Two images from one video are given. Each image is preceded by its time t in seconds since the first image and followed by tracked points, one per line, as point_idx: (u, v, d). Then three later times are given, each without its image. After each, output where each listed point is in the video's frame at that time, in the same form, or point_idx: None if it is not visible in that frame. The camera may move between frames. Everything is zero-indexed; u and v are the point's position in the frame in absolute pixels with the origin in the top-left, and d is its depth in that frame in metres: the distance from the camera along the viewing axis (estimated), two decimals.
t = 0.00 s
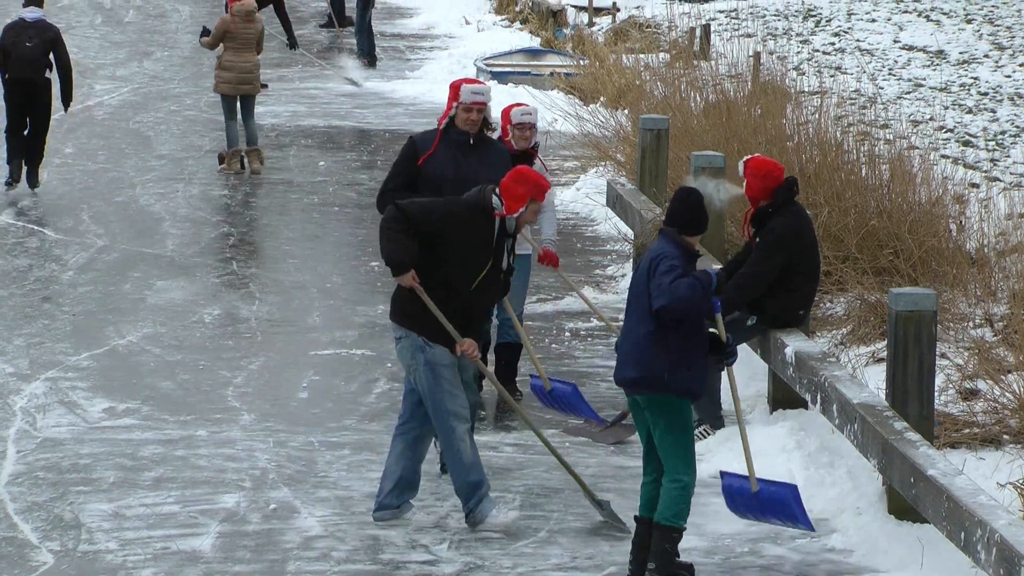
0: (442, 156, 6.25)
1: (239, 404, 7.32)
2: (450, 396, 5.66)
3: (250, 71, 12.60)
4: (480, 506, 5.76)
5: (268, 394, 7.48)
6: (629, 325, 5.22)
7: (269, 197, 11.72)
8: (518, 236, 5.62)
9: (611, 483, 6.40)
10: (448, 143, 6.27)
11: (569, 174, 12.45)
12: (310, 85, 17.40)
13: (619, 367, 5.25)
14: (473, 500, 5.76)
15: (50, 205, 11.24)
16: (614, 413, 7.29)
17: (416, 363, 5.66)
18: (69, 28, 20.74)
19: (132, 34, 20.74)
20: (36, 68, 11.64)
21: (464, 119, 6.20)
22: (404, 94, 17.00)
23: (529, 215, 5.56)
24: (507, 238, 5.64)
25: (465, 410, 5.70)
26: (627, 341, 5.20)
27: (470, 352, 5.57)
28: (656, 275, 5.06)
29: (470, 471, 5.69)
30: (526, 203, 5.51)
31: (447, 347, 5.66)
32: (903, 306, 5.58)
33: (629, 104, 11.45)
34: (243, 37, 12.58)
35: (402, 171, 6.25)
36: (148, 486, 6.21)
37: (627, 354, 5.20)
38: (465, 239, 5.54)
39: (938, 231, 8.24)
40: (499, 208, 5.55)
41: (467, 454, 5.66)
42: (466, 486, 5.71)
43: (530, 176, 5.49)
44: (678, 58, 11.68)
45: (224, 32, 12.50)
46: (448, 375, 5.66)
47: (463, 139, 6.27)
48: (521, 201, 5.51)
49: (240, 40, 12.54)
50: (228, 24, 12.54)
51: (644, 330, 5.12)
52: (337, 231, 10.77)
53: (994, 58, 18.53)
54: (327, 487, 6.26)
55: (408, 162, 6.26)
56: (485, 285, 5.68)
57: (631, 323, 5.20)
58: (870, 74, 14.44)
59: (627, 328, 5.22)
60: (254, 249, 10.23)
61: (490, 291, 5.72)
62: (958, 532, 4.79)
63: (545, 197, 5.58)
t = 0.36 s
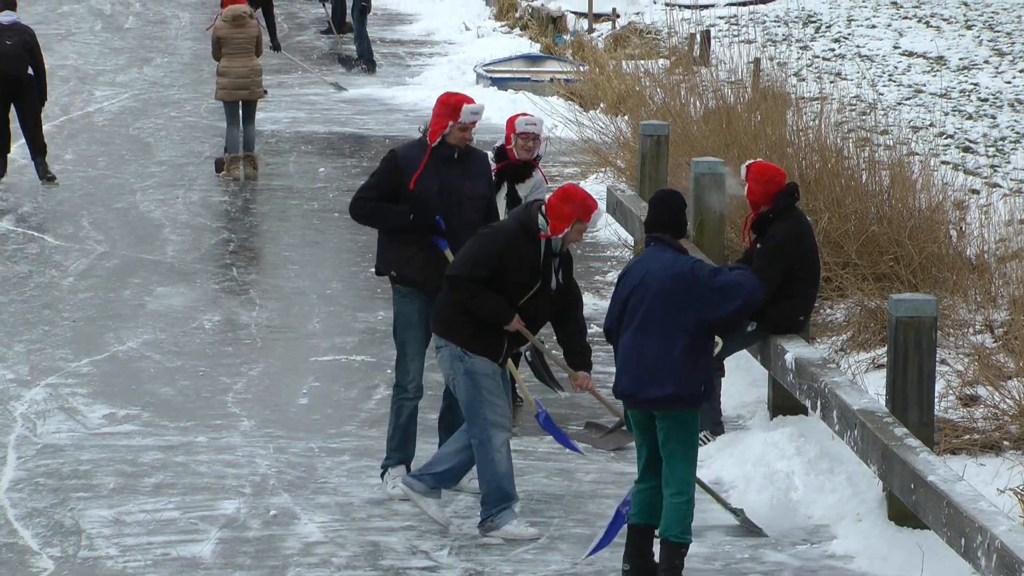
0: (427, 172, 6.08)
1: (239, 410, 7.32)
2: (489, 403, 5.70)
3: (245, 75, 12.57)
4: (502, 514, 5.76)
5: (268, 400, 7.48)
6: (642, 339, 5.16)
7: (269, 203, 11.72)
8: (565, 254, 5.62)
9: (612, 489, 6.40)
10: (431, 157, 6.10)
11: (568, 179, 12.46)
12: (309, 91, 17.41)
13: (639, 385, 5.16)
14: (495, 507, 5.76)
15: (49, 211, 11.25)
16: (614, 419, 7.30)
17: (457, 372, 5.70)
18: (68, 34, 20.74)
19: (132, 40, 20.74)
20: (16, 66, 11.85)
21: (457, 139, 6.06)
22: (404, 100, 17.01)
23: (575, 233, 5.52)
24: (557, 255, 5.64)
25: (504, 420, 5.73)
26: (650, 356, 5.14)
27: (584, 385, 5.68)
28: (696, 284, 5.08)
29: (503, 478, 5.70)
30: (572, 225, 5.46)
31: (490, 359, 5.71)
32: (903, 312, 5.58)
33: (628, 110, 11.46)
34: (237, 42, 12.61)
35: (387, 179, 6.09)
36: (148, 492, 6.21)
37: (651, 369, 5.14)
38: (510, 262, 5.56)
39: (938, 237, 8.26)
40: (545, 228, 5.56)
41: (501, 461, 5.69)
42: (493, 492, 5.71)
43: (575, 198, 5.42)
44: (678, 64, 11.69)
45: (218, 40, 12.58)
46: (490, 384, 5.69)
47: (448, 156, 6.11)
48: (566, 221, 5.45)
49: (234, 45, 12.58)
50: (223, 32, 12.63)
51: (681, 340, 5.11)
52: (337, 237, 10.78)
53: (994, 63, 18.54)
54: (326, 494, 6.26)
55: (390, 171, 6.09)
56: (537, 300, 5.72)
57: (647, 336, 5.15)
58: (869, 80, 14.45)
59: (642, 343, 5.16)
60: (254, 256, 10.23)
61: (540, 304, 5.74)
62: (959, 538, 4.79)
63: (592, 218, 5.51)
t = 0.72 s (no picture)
0: (426, 187, 6.07)
1: (241, 414, 7.32)
2: (517, 406, 5.72)
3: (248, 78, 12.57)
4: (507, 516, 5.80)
5: (270, 405, 7.48)
6: (650, 348, 5.11)
7: (270, 207, 11.73)
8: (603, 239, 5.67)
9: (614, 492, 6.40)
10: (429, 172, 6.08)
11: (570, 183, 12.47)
12: (311, 96, 17.43)
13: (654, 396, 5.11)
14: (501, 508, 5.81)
15: (51, 216, 11.26)
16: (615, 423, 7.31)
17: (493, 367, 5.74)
18: (70, 39, 20.76)
19: (133, 44, 20.76)
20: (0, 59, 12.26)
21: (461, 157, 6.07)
22: (405, 104, 17.02)
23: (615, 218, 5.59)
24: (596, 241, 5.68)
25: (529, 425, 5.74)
26: (661, 365, 5.11)
27: (555, 359, 5.56)
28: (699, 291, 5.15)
29: (513, 483, 5.76)
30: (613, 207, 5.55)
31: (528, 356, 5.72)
32: (905, 316, 5.58)
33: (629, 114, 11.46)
34: (242, 45, 12.64)
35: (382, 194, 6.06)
36: (150, 496, 6.21)
37: (663, 378, 5.11)
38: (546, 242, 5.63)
39: (941, 240, 8.25)
40: (584, 211, 5.60)
41: (514, 468, 5.74)
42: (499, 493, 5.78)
43: (614, 181, 5.53)
44: (680, 68, 11.69)
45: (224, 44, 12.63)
46: (522, 387, 5.72)
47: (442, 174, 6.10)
48: (605, 204, 5.54)
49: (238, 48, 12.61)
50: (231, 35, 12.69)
51: (688, 345, 5.16)
52: (339, 241, 10.78)
53: (996, 67, 18.55)
54: (328, 498, 6.26)
55: (385, 184, 6.06)
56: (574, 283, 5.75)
57: (657, 344, 5.11)
58: (871, 83, 14.46)
59: (649, 351, 5.11)
60: (256, 260, 10.23)
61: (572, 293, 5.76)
62: (960, 542, 4.79)
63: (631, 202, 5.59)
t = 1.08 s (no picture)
0: (465, 198, 5.99)
1: (241, 417, 7.32)
2: (523, 409, 5.77)
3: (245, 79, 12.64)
4: (509, 517, 5.79)
5: (271, 407, 7.48)
6: (616, 351, 5.07)
7: (271, 210, 11.74)
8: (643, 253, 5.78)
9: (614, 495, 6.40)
10: (469, 182, 5.99)
11: (570, 186, 12.48)
12: (311, 98, 17.45)
13: (623, 397, 5.09)
14: (503, 509, 5.80)
15: (51, 218, 11.26)
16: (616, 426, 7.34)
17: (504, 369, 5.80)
18: (70, 42, 20.79)
19: (134, 47, 20.79)
20: None
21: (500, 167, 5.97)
22: (406, 107, 17.04)
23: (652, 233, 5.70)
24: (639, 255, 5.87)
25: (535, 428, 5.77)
26: (625, 366, 5.10)
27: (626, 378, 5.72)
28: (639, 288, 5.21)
29: (518, 482, 5.75)
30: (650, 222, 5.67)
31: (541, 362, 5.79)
32: (905, 318, 5.58)
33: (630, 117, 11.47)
34: (241, 46, 12.66)
35: (421, 204, 5.94)
36: (150, 499, 6.21)
37: (633, 378, 5.12)
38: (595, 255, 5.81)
39: (941, 243, 8.26)
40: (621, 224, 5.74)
41: (521, 469, 5.74)
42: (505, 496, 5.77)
43: (650, 196, 5.66)
44: (681, 71, 11.70)
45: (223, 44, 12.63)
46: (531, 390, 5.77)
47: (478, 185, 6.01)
48: (643, 219, 5.66)
49: (236, 49, 12.65)
50: (229, 34, 12.70)
51: (642, 344, 5.17)
52: (339, 244, 10.79)
53: (996, 70, 18.56)
54: (329, 500, 6.26)
55: (422, 192, 5.94)
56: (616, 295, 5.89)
57: (622, 346, 5.09)
58: (871, 86, 14.47)
59: (615, 355, 5.07)
60: (256, 262, 10.24)
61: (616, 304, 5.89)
62: (961, 545, 4.79)
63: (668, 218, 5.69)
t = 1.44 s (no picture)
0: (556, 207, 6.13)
1: (242, 416, 7.32)
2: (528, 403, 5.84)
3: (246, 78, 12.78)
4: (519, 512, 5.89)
5: (272, 406, 7.48)
6: (586, 346, 5.18)
7: (272, 209, 11.74)
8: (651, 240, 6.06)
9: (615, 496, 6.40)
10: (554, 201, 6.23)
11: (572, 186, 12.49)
12: (314, 98, 17.46)
13: (592, 390, 5.20)
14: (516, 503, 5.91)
15: (53, 217, 11.27)
16: (617, 426, 7.34)
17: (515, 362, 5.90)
18: (73, 41, 20.80)
19: (136, 46, 20.79)
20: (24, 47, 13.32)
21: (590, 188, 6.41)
22: (408, 106, 17.05)
23: (667, 223, 6.01)
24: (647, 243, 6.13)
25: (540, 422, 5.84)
26: (593, 360, 5.21)
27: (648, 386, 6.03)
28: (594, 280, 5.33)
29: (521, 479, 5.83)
30: (663, 209, 5.96)
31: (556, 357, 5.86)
32: (906, 320, 5.57)
33: (632, 118, 11.48)
34: (241, 44, 12.81)
35: (512, 209, 6.01)
36: (151, 498, 6.21)
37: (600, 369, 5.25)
38: (613, 240, 6.01)
39: (942, 245, 8.26)
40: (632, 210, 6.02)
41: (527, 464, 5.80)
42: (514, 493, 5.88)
43: (665, 186, 5.98)
44: (683, 72, 11.71)
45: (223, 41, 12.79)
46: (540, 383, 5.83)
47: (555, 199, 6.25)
48: (656, 206, 5.95)
49: (237, 47, 12.79)
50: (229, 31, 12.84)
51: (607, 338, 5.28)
52: (340, 243, 10.80)
53: (999, 71, 18.55)
54: (330, 500, 6.26)
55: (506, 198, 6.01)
56: (620, 286, 6.09)
57: (591, 341, 5.20)
58: (873, 88, 14.47)
59: (585, 350, 5.18)
60: (258, 262, 10.24)
61: (626, 290, 6.11)
62: (961, 546, 4.78)
63: (683, 208, 6.02)
